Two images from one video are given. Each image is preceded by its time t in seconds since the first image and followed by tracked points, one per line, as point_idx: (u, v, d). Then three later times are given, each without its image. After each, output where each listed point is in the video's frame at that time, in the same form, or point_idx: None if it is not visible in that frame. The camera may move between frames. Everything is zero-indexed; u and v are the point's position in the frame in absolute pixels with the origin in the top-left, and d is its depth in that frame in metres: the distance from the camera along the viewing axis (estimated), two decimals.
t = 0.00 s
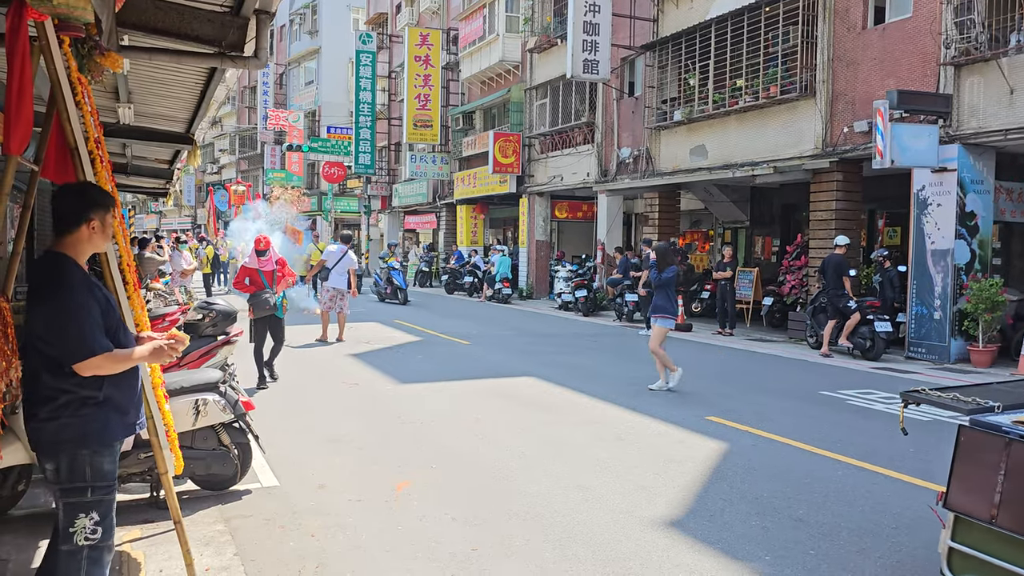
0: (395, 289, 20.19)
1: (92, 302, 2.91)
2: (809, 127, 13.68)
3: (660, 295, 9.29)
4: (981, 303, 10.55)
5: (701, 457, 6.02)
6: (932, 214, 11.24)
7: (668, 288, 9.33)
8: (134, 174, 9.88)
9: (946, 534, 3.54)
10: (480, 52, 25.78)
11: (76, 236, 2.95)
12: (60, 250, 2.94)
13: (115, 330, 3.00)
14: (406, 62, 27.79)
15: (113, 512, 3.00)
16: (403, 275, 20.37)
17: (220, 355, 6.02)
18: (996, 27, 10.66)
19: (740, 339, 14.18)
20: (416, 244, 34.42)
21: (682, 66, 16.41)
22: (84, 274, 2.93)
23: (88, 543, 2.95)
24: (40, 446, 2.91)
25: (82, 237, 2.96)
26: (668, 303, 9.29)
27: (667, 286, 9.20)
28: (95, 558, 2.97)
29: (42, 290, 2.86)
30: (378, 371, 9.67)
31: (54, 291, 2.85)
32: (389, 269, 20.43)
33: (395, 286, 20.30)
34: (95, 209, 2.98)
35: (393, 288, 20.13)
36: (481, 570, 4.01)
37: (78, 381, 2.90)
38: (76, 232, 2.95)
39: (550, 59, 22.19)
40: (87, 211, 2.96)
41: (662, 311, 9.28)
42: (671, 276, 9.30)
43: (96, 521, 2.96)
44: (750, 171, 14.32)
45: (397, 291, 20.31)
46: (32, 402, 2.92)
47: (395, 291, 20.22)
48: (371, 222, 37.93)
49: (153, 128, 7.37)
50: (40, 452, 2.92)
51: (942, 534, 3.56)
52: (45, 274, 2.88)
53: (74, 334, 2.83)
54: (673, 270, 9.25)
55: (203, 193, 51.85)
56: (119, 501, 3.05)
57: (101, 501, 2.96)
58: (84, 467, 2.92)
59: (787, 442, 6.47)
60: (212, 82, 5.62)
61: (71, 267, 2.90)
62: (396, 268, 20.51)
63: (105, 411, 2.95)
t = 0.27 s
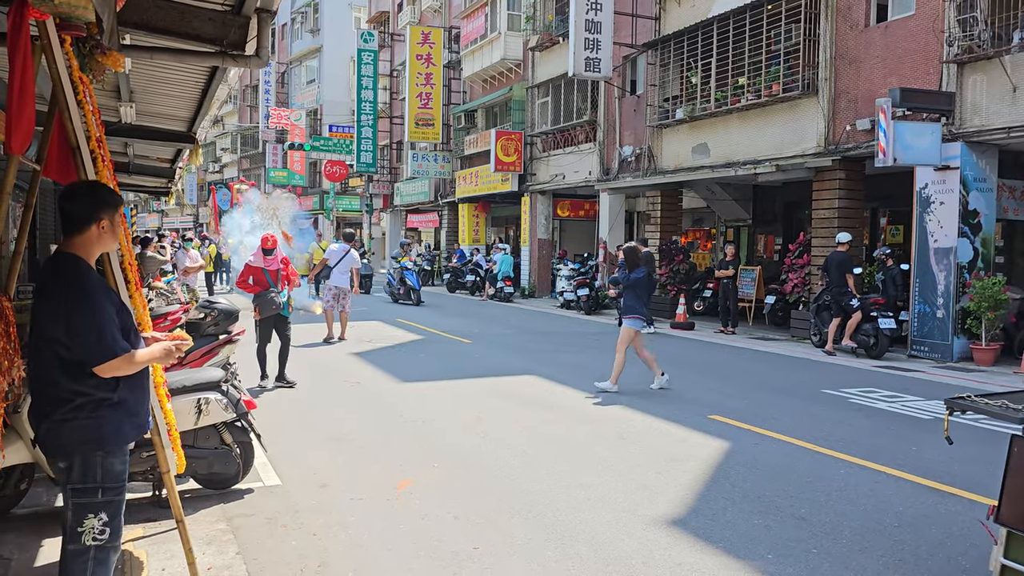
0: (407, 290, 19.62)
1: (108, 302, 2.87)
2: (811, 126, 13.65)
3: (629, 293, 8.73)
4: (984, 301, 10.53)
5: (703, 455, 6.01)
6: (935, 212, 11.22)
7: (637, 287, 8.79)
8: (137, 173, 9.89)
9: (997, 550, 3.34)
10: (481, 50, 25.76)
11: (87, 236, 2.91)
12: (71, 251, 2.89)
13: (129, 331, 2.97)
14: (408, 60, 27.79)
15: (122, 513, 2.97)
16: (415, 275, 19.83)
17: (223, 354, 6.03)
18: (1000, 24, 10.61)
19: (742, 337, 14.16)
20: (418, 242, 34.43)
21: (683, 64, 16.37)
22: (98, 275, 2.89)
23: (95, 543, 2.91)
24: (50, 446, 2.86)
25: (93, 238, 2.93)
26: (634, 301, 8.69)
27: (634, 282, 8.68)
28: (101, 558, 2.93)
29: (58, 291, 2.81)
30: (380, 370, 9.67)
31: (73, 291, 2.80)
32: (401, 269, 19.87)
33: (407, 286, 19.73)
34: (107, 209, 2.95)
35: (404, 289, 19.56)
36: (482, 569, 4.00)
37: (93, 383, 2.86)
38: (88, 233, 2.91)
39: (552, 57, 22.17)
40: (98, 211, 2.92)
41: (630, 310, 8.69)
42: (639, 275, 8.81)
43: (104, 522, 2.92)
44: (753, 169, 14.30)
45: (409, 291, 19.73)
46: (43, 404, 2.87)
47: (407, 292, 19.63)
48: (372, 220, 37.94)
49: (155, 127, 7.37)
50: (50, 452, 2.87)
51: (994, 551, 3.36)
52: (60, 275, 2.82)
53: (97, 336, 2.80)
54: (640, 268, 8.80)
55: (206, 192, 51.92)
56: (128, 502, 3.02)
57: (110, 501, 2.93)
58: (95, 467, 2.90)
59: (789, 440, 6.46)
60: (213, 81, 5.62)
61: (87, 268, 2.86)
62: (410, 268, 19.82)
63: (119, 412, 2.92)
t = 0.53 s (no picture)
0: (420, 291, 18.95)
1: (113, 301, 2.86)
2: (812, 124, 13.64)
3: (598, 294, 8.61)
4: (986, 300, 10.47)
5: (705, 454, 6.01)
6: (936, 211, 11.21)
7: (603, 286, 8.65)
8: (138, 173, 9.89)
9: None
10: (482, 49, 25.75)
11: (90, 237, 2.92)
12: (73, 252, 2.89)
13: (134, 330, 2.96)
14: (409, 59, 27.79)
15: (129, 511, 2.96)
16: (428, 276, 19.16)
17: (225, 353, 6.03)
18: (1001, 22, 10.59)
19: (743, 336, 14.15)
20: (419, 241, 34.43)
21: (684, 63, 16.35)
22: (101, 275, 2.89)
23: (102, 541, 2.90)
24: (58, 444, 2.85)
25: (95, 238, 2.93)
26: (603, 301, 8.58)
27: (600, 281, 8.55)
28: (106, 556, 2.92)
29: (63, 291, 2.81)
30: (382, 369, 9.67)
31: (75, 290, 2.79)
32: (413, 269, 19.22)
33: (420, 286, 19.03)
34: (107, 208, 2.95)
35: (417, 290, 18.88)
36: (484, 568, 4.00)
37: (104, 380, 2.86)
38: (90, 233, 2.92)
39: (553, 56, 22.16)
40: (98, 211, 2.93)
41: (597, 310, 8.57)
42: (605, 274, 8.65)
43: (111, 520, 2.91)
44: (754, 167, 14.29)
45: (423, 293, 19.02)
46: (52, 403, 2.86)
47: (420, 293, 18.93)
48: (373, 219, 37.94)
49: (157, 127, 7.38)
50: (58, 450, 2.85)
51: None
52: (63, 275, 2.82)
53: (103, 335, 2.78)
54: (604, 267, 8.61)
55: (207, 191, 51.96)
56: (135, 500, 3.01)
57: (118, 500, 2.92)
58: (103, 465, 2.88)
59: (790, 439, 6.45)
60: (214, 80, 5.63)
61: (89, 267, 2.85)
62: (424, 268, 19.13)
63: (126, 411, 2.92)
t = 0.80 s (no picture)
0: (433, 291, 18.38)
1: (117, 298, 2.86)
2: (812, 122, 13.63)
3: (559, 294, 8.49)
4: (986, 297, 10.47)
5: (705, 452, 6.01)
6: (937, 208, 11.20)
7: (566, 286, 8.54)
8: (138, 172, 9.90)
9: None
10: (483, 47, 25.74)
11: (92, 234, 2.92)
12: (77, 249, 2.89)
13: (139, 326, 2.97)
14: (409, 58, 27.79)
15: (131, 509, 2.96)
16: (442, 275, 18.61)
17: (225, 352, 6.04)
18: (1002, 19, 10.58)
19: (744, 334, 14.14)
20: (420, 240, 34.42)
21: (685, 61, 16.33)
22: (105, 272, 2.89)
23: (103, 538, 2.91)
24: (61, 442, 2.85)
25: (97, 235, 2.93)
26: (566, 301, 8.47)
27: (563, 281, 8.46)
28: (108, 554, 2.93)
29: (66, 288, 2.81)
30: (382, 368, 9.68)
31: (79, 287, 2.79)
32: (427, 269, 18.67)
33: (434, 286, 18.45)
34: (108, 205, 2.95)
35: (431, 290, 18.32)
36: (485, 566, 4.01)
37: (109, 377, 2.87)
38: (92, 230, 2.92)
39: (554, 54, 22.14)
40: (99, 207, 2.92)
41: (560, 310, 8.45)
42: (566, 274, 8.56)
43: (113, 518, 2.91)
44: (754, 165, 14.28)
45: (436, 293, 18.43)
46: (56, 400, 2.87)
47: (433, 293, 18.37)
48: (374, 218, 37.93)
49: (157, 126, 7.38)
50: (61, 448, 2.86)
51: None
52: (66, 273, 2.82)
53: (107, 332, 2.78)
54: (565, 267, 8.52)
55: (208, 190, 51.95)
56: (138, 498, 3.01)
57: (120, 497, 2.92)
58: (106, 463, 2.89)
59: (791, 437, 6.45)
60: (215, 80, 5.63)
61: (92, 264, 2.85)
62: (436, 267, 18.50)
63: (129, 408, 2.92)
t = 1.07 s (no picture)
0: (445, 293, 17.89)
1: (118, 298, 2.86)
2: (812, 120, 13.63)
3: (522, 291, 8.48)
4: (986, 296, 10.48)
5: (705, 451, 6.01)
6: (936, 207, 11.20)
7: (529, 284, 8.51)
8: (137, 172, 9.89)
9: None
10: (482, 46, 25.74)
11: (93, 234, 2.91)
12: (78, 249, 2.89)
13: (139, 327, 2.97)
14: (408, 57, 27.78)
15: (132, 510, 2.95)
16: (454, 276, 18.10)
17: (225, 351, 6.03)
18: (1001, 18, 10.57)
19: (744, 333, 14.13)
20: (419, 240, 34.43)
21: (684, 60, 16.32)
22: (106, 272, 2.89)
23: (104, 538, 2.90)
24: (63, 442, 2.85)
25: (98, 235, 2.92)
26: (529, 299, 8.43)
27: (526, 277, 8.43)
28: (108, 554, 2.92)
29: (67, 288, 2.81)
30: (382, 367, 9.67)
31: (80, 287, 2.79)
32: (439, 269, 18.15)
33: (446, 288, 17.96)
34: (108, 204, 2.94)
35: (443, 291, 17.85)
36: (485, 565, 4.01)
37: (109, 377, 2.87)
38: (94, 230, 2.92)
39: (553, 54, 22.14)
40: (100, 207, 2.92)
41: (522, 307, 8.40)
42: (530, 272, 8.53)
43: (114, 518, 2.91)
44: (754, 164, 14.27)
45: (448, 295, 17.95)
46: (57, 400, 2.87)
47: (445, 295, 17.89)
48: (373, 218, 37.94)
49: (156, 126, 7.38)
50: (62, 448, 2.85)
51: None
52: (67, 273, 2.82)
53: (108, 332, 2.78)
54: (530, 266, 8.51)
55: (207, 190, 51.91)
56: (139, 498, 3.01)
57: (121, 497, 2.92)
58: (107, 463, 2.89)
59: (790, 436, 6.45)
60: (213, 79, 5.62)
61: (93, 264, 2.85)
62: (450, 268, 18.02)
63: (130, 408, 2.92)
